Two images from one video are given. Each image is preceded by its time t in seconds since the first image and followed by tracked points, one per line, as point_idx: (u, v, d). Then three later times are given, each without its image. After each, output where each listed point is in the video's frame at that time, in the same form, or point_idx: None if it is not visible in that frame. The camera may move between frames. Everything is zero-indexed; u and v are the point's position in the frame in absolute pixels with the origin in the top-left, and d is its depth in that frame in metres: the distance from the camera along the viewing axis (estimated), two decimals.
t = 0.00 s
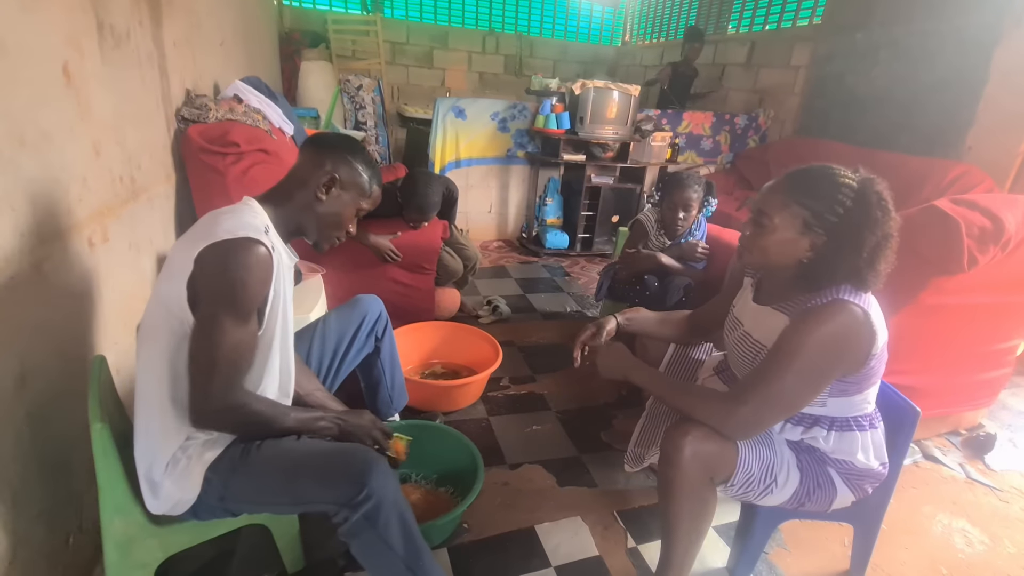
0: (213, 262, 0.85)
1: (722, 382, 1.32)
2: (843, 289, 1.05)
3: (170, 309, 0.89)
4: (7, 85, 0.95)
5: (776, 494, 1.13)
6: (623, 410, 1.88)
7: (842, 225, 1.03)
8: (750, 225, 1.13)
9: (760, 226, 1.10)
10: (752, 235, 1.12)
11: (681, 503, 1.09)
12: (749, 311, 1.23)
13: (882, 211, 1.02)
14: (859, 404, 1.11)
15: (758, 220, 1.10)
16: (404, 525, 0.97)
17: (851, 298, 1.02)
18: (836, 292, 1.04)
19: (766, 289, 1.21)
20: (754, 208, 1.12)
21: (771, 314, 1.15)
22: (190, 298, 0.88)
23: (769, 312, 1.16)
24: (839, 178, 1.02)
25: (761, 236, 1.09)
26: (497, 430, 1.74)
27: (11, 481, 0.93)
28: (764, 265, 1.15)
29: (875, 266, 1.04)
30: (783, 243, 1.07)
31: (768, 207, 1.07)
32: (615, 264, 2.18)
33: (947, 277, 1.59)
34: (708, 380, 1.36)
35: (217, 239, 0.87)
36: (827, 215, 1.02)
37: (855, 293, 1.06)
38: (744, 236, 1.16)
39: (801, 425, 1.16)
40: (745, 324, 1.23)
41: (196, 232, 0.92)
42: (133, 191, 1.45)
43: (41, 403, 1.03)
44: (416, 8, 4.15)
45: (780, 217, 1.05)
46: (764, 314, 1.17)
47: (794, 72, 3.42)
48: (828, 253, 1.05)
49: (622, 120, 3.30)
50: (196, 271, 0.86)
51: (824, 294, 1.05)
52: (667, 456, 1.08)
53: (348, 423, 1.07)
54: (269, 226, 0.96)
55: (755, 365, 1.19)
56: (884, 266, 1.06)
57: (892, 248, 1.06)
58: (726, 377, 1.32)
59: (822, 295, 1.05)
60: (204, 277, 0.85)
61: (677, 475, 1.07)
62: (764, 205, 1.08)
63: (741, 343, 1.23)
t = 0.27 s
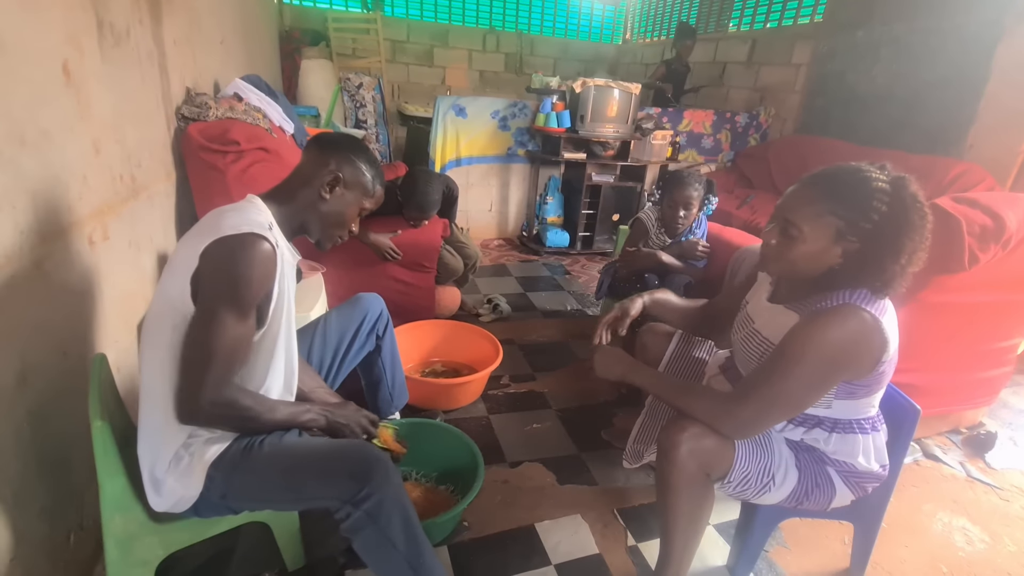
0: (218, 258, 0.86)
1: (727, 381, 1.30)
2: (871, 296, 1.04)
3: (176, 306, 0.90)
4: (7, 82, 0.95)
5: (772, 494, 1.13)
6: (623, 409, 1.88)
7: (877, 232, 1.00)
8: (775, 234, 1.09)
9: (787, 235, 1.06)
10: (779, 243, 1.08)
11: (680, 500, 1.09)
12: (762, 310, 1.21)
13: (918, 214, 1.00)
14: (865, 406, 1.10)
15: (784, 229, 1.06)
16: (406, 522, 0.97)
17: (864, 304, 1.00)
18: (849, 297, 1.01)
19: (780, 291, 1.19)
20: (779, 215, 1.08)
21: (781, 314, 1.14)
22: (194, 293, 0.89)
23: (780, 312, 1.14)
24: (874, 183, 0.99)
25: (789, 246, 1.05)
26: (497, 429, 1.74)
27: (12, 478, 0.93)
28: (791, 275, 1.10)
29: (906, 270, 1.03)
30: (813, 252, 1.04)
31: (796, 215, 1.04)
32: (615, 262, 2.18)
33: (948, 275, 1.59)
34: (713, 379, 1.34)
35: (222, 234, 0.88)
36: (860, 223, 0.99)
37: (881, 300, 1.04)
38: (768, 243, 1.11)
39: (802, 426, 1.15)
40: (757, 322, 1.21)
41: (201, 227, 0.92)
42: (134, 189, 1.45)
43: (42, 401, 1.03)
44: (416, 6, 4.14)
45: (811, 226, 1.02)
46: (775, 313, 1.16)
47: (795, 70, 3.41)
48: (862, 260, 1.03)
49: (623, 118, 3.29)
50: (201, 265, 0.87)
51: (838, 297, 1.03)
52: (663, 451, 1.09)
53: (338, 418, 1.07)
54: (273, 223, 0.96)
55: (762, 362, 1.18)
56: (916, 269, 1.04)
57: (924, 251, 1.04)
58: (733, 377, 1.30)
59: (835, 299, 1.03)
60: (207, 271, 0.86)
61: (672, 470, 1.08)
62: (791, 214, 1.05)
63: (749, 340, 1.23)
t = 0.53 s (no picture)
0: (213, 260, 0.85)
1: (735, 374, 1.30)
2: (880, 285, 1.05)
3: (173, 306, 0.90)
4: (7, 80, 0.95)
5: (777, 495, 1.14)
6: (623, 407, 1.88)
7: (888, 218, 1.00)
8: (788, 220, 1.09)
9: (800, 221, 1.06)
10: (791, 230, 1.08)
11: (683, 501, 1.09)
12: (773, 303, 1.22)
13: (928, 201, 1.00)
14: (870, 405, 1.10)
15: (797, 216, 1.06)
16: (403, 523, 0.97)
17: (868, 301, 0.99)
18: (855, 293, 1.01)
19: (791, 281, 1.19)
20: (792, 202, 1.08)
21: (791, 307, 1.16)
22: (193, 299, 0.88)
23: (791, 305, 1.16)
24: (884, 168, 1.00)
25: (802, 232, 1.05)
26: (497, 426, 1.74)
27: (13, 476, 0.94)
28: (803, 262, 1.10)
29: (916, 259, 1.03)
30: (825, 239, 1.04)
31: (809, 202, 1.04)
32: (616, 261, 2.18)
33: (949, 274, 1.59)
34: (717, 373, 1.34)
35: (215, 237, 0.87)
36: (872, 209, 1.00)
37: (890, 290, 1.04)
38: (780, 230, 1.11)
39: (807, 420, 1.14)
40: (766, 314, 1.23)
41: (195, 230, 0.92)
42: (134, 187, 1.45)
43: (43, 398, 1.03)
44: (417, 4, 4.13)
45: (824, 211, 1.02)
46: (787, 307, 1.17)
47: (797, 68, 3.40)
48: (873, 246, 1.03)
49: (624, 116, 3.29)
50: (196, 269, 0.86)
51: (845, 292, 1.02)
52: (670, 453, 1.09)
53: (363, 428, 1.08)
54: (268, 223, 0.96)
55: (768, 354, 1.20)
56: (924, 256, 1.05)
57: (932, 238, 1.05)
58: (740, 370, 1.30)
59: (841, 296, 1.02)
60: (205, 272, 0.85)
61: (679, 471, 1.07)
62: (805, 200, 1.05)
63: (759, 332, 1.24)
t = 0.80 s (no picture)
0: (217, 255, 0.86)
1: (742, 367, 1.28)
2: (879, 264, 1.08)
3: (176, 301, 0.90)
4: (9, 78, 0.95)
5: (789, 498, 1.13)
6: (625, 406, 1.88)
7: (883, 196, 1.04)
8: (789, 203, 1.12)
9: (801, 203, 1.09)
10: (793, 212, 1.11)
11: (696, 505, 1.07)
12: (778, 292, 1.22)
13: (918, 178, 1.05)
14: (875, 388, 1.11)
15: (797, 198, 1.09)
16: (407, 515, 0.97)
17: (873, 281, 1.02)
18: (859, 275, 1.03)
19: (796, 270, 1.20)
20: (791, 186, 1.12)
21: (800, 295, 1.15)
22: (195, 289, 0.89)
23: (798, 293, 1.16)
24: (874, 151, 1.05)
25: (803, 213, 1.08)
26: (498, 425, 1.74)
27: (15, 473, 0.94)
28: (804, 244, 1.13)
29: (910, 236, 1.07)
30: (824, 218, 1.07)
31: (808, 184, 1.07)
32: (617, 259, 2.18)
33: (950, 273, 1.59)
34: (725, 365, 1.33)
35: (221, 231, 0.88)
36: (868, 188, 1.03)
37: (889, 266, 1.07)
38: (782, 214, 1.14)
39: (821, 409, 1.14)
40: (771, 304, 1.22)
41: (201, 225, 0.92)
42: (136, 186, 1.45)
43: (45, 395, 1.04)
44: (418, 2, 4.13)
45: (823, 191, 1.05)
46: (791, 294, 1.17)
47: (798, 67, 3.39)
48: (871, 224, 1.06)
49: (625, 115, 3.29)
50: (201, 262, 0.87)
51: (849, 275, 1.05)
52: (688, 463, 1.06)
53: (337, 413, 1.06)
54: (273, 220, 0.96)
55: (779, 341, 1.19)
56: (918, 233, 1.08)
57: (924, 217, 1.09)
58: (748, 363, 1.29)
59: (846, 280, 1.04)
60: (208, 267, 0.86)
61: (695, 480, 1.05)
62: (804, 182, 1.08)
63: (764, 322, 1.24)
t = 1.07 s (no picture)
0: (219, 257, 0.86)
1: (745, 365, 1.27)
2: (877, 255, 1.09)
3: (174, 302, 0.90)
4: (10, 77, 0.95)
5: (787, 497, 1.13)
6: (625, 406, 1.88)
7: (874, 190, 1.05)
8: (784, 203, 1.12)
9: (796, 202, 1.09)
10: (788, 212, 1.11)
11: (693, 505, 1.07)
12: (779, 289, 1.20)
13: (906, 171, 1.05)
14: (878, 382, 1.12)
15: (792, 198, 1.10)
16: (405, 517, 0.97)
17: (876, 272, 1.03)
18: (861, 268, 1.05)
19: (796, 266, 1.20)
20: (784, 187, 1.12)
21: (806, 291, 1.13)
22: (196, 291, 0.89)
23: (804, 289, 1.14)
24: (861, 147, 1.06)
25: (798, 212, 1.09)
26: (499, 424, 1.74)
27: (16, 472, 0.94)
28: (801, 241, 1.13)
29: (903, 226, 1.09)
30: (819, 216, 1.08)
31: (801, 182, 1.08)
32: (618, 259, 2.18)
33: (951, 273, 1.60)
34: (727, 363, 1.28)
35: (222, 235, 0.87)
36: (859, 182, 1.04)
37: (885, 256, 1.09)
38: (778, 214, 1.14)
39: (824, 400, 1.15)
40: (775, 301, 1.20)
41: (201, 226, 0.92)
42: (136, 185, 1.45)
43: (46, 394, 1.04)
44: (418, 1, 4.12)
45: (815, 189, 1.06)
46: (793, 289, 1.16)
47: (799, 66, 3.39)
48: (864, 218, 1.07)
49: (626, 114, 3.28)
50: (203, 265, 0.87)
51: (853, 270, 1.06)
52: (684, 460, 1.07)
53: (362, 420, 1.07)
54: (272, 221, 0.96)
55: (784, 336, 1.17)
56: (908, 223, 1.09)
57: (914, 208, 1.10)
58: (750, 360, 1.27)
59: (851, 276, 1.05)
60: (211, 271, 0.86)
61: (691, 477, 1.05)
62: (796, 181, 1.09)
63: (766, 318, 1.22)
